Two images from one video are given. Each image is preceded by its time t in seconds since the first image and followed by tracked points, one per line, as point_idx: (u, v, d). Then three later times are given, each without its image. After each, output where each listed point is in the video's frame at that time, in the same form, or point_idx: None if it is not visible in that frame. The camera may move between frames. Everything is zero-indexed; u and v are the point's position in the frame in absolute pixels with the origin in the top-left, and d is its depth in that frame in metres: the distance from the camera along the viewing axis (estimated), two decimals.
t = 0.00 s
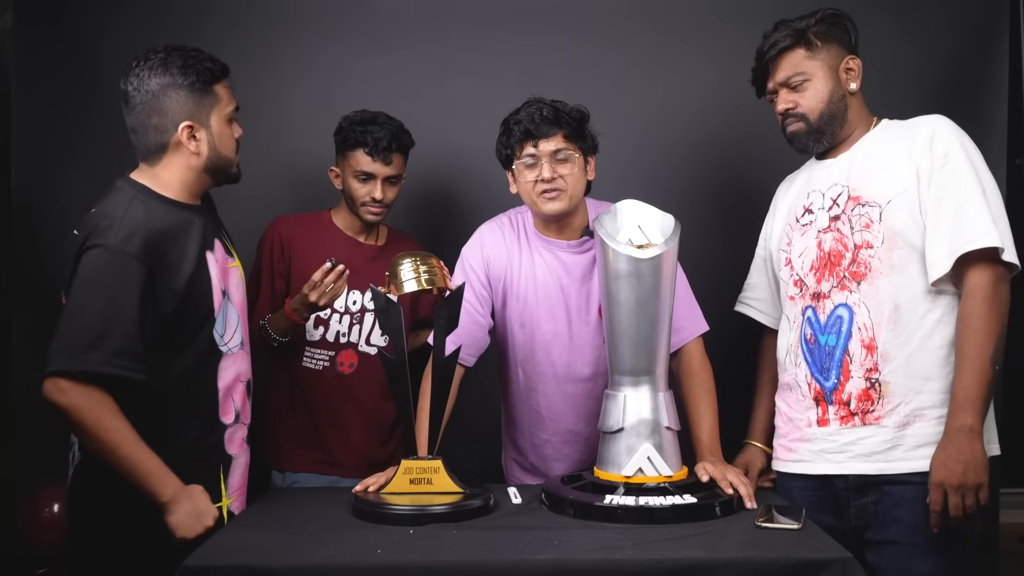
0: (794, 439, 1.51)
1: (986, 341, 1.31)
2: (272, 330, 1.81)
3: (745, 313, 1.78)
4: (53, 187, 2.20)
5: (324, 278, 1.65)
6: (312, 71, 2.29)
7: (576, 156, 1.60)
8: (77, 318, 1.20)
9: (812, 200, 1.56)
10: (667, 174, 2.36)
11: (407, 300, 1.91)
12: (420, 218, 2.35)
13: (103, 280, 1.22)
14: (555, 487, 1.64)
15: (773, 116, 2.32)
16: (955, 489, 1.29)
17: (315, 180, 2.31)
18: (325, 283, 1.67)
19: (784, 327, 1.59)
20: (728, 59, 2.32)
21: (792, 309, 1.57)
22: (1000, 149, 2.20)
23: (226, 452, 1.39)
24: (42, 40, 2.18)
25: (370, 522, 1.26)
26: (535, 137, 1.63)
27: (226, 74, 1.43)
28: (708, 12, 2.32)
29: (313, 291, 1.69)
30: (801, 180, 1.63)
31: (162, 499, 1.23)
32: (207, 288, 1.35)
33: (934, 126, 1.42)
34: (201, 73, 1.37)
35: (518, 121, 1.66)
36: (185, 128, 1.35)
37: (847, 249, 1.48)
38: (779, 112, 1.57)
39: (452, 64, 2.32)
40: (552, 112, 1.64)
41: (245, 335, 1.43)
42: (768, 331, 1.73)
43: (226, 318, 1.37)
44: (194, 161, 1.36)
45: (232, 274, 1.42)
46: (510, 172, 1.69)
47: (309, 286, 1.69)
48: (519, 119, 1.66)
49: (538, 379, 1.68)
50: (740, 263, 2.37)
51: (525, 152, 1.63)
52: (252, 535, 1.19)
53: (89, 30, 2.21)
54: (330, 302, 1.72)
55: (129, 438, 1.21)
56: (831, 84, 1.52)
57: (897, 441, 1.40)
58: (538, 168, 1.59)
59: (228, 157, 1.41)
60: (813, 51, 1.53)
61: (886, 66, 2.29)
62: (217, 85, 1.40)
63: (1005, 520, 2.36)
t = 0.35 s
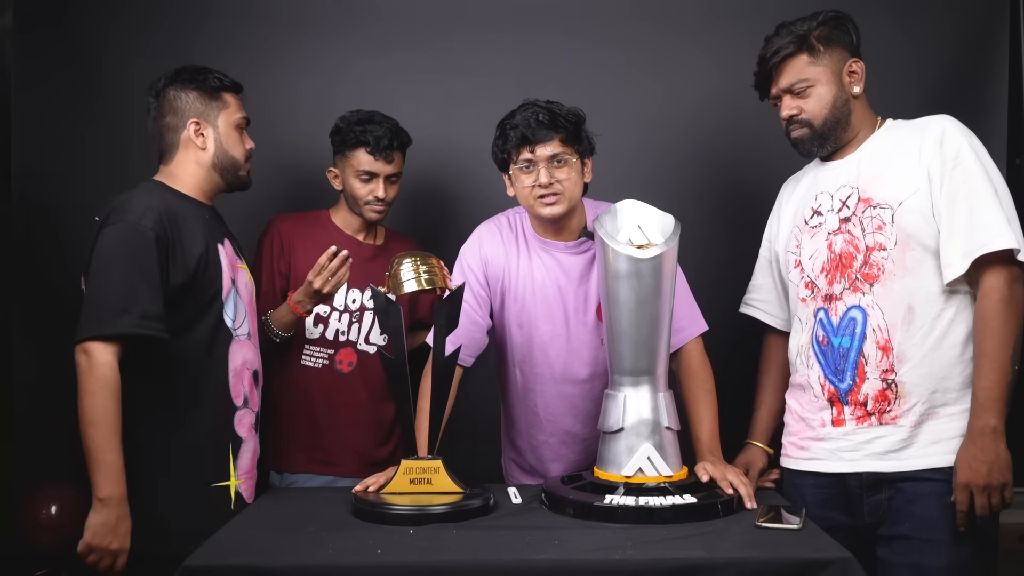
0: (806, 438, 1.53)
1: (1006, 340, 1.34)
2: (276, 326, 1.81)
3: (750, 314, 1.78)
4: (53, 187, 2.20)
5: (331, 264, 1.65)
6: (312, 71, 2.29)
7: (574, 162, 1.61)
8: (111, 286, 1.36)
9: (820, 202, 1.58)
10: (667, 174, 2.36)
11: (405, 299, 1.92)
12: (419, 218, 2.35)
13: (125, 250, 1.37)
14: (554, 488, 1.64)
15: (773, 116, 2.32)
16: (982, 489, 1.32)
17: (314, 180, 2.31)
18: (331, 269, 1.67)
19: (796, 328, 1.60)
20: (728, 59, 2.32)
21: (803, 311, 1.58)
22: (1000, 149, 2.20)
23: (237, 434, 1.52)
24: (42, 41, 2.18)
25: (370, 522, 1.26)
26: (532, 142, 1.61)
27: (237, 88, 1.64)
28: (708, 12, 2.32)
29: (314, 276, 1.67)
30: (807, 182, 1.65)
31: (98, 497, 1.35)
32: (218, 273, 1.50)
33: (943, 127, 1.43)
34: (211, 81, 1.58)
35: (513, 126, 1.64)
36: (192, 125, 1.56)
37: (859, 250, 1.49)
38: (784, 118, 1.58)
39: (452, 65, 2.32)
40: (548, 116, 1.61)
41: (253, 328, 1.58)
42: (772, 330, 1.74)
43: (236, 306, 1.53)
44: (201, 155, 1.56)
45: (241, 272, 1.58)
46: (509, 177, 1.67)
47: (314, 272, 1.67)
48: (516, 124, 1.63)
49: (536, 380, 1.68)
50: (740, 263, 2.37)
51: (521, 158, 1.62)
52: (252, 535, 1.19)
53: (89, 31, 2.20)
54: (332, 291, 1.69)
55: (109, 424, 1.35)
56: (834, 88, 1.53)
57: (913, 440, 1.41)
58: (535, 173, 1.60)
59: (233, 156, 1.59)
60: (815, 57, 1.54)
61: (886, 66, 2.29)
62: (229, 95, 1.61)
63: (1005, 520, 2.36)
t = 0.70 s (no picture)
0: (818, 437, 1.54)
1: (1011, 340, 1.33)
2: (273, 330, 1.82)
3: (759, 313, 1.79)
4: (53, 188, 2.20)
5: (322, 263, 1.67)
6: (313, 71, 2.29)
7: (575, 156, 1.61)
8: (122, 252, 1.51)
9: (832, 203, 1.58)
10: (667, 174, 2.36)
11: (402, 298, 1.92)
12: (419, 219, 2.35)
13: (139, 222, 1.54)
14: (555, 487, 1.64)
15: (773, 116, 2.32)
16: (981, 488, 1.32)
17: (314, 180, 2.31)
18: (321, 269, 1.68)
19: (807, 329, 1.61)
20: (728, 60, 2.33)
21: (815, 311, 1.59)
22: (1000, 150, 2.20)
23: (211, 422, 1.62)
24: (42, 41, 2.18)
25: (370, 522, 1.26)
26: (533, 137, 1.61)
27: (277, 118, 1.85)
28: (709, 13, 2.32)
29: (306, 277, 1.69)
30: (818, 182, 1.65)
31: (122, 445, 1.49)
32: (223, 264, 1.66)
33: (955, 126, 1.44)
34: (255, 106, 1.81)
35: (515, 121, 1.64)
36: (223, 136, 1.77)
37: (871, 251, 1.50)
38: (796, 116, 1.59)
39: (453, 65, 2.32)
40: (551, 111, 1.63)
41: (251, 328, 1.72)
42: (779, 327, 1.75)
43: (235, 300, 1.67)
44: (224, 163, 1.77)
45: (248, 277, 1.74)
46: (509, 172, 1.68)
47: (307, 272, 1.69)
48: (518, 120, 1.64)
49: (536, 379, 1.68)
50: (740, 263, 2.37)
51: (523, 152, 1.62)
52: (251, 535, 1.19)
53: (89, 32, 2.20)
54: (323, 293, 1.70)
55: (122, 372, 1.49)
56: (847, 87, 1.53)
57: (926, 440, 1.42)
58: (537, 168, 1.60)
59: (253, 171, 1.78)
60: (829, 54, 1.54)
61: (886, 66, 2.30)
62: (271, 123, 1.84)
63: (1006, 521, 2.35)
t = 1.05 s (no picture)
0: (838, 436, 1.53)
1: None
2: (267, 335, 1.82)
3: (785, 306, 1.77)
4: (54, 189, 2.20)
5: (301, 266, 1.67)
6: (312, 70, 2.29)
7: (576, 150, 1.61)
8: (133, 250, 1.52)
9: (863, 198, 1.57)
10: (667, 174, 2.36)
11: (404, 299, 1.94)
12: (420, 218, 2.35)
13: (150, 221, 1.55)
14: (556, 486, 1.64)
15: (772, 115, 2.33)
16: (991, 494, 1.32)
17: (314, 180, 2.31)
18: (299, 271, 1.68)
19: (830, 323, 1.60)
20: (728, 59, 2.33)
21: (838, 306, 1.58)
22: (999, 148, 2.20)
23: (210, 424, 1.62)
24: (42, 41, 2.18)
25: (370, 522, 1.26)
26: (535, 130, 1.62)
27: (292, 129, 1.86)
28: (708, 12, 2.32)
29: (287, 278, 1.69)
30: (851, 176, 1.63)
31: (133, 438, 1.49)
32: (229, 270, 1.66)
33: (994, 128, 1.43)
34: (268, 117, 1.83)
35: (517, 115, 1.64)
36: (235, 146, 1.78)
37: (901, 249, 1.48)
38: (831, 106, 1.57)
39: (452, 64, 2.32)
40: (552, 105, 1.63)
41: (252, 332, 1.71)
42: (805, 321, 1.73)
43: (237, 303, 1.66)
44: (236, 171, 1.77)
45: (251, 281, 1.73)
46: (510, 167, 1.68)
47: (289, 276, 1.69)
48: (519, 113, 1.64)
49: (537, 378, 1.68)
50: (740, 263, 2.37)
51: (524, 145, 1.62)
52: (252, 535, 1.19)
53: (88, 32, 2.20)
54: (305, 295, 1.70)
55: (131, 369, 1.49)
56: (886, 81, 1.51)
57: (948, 443, 1.42)
58: (539, 161, 1.60)
59: (265, 178, 1.78)
60: (871, 46, 1.52)
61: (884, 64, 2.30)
62: (283, 132, 1.84)
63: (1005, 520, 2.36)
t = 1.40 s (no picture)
0: (889, 434, 1.47)
1: None
2: (271, 331, 1.82)
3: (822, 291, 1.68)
4: (53, 188, 2.20)
5: (309, 261, 1.68)
6: (313, 71, 2.29)
7: (571, 154, 1.61)
8: (126, 261, 1.52)
9: (924, 188, 1.49)
10: (667, 174, 2.36)
11: (407, 300, 1.94)
12: (420, 218, 2.35)
13: (139, 230, 1.54)
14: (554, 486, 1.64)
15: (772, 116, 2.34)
16: None
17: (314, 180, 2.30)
18: (306, 266, 1.69)
19: (881, 317, 1.53)
20: (728, 60, 2.33)
21: (891, 299, 1.51)
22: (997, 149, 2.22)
23: (210, 426, 1.62)
24: (42, 42, 2.18)
25: (370, 522, 1.26)
26: (530, 137, 1.61)
27: (260, 109, 1.80)
28: (708, 13, 2.32)
29: (293, 273, 1.70)
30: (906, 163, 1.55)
31: (127, 452, 1.49)
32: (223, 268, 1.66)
33: None
34: (231, 106, 1.81)
35: (510, 121, 1.63)
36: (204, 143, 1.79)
37: (967, 244, 1.43)
38: (893, 88, 1.49)
39: (453, 65, 2.32)
40: (545, 110, 1.62)
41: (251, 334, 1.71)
42: (846, 309, 1.64)
43: (235, 305, 1.66)
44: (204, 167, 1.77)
45: (248, 282, 1.74)
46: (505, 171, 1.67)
47: (296, 270, 1.70)
48: (512, 119, 1.62)
49: (534, 377, 1.68)
50: (740, 264, 2.37)
51: (518, 153, 1.61)
52: (252, 535, 1.19)
53: (89, 33, 2.20)
54: (312, 290, 1.71)
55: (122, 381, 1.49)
56: (953, 66, 1.44)
57: (1005, 443, 1.38)
58: (534, 168, 1.60)
59: (225, 165, 1.74)
60: (939, 28, 1.44)
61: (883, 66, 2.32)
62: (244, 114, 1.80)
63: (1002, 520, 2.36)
